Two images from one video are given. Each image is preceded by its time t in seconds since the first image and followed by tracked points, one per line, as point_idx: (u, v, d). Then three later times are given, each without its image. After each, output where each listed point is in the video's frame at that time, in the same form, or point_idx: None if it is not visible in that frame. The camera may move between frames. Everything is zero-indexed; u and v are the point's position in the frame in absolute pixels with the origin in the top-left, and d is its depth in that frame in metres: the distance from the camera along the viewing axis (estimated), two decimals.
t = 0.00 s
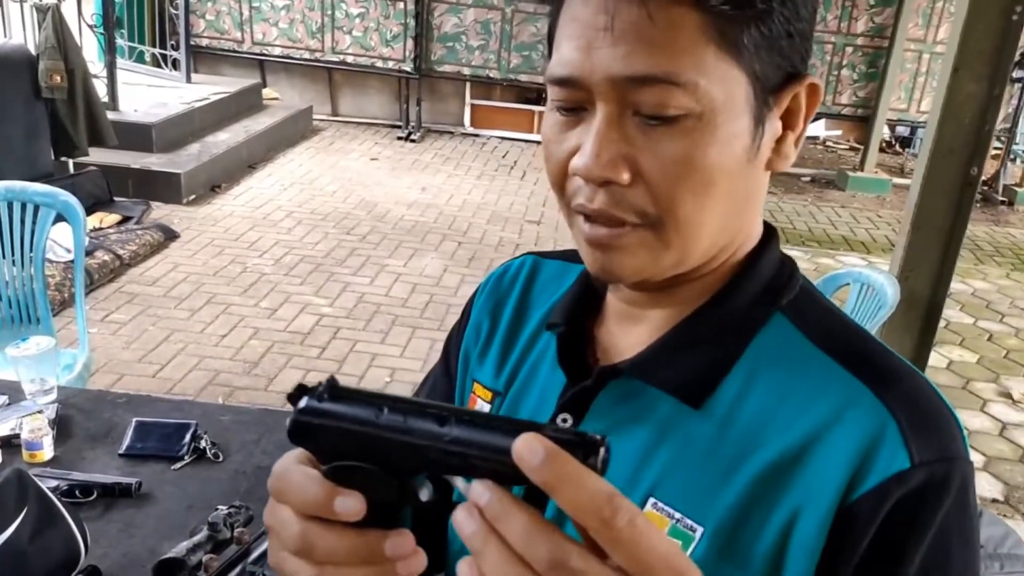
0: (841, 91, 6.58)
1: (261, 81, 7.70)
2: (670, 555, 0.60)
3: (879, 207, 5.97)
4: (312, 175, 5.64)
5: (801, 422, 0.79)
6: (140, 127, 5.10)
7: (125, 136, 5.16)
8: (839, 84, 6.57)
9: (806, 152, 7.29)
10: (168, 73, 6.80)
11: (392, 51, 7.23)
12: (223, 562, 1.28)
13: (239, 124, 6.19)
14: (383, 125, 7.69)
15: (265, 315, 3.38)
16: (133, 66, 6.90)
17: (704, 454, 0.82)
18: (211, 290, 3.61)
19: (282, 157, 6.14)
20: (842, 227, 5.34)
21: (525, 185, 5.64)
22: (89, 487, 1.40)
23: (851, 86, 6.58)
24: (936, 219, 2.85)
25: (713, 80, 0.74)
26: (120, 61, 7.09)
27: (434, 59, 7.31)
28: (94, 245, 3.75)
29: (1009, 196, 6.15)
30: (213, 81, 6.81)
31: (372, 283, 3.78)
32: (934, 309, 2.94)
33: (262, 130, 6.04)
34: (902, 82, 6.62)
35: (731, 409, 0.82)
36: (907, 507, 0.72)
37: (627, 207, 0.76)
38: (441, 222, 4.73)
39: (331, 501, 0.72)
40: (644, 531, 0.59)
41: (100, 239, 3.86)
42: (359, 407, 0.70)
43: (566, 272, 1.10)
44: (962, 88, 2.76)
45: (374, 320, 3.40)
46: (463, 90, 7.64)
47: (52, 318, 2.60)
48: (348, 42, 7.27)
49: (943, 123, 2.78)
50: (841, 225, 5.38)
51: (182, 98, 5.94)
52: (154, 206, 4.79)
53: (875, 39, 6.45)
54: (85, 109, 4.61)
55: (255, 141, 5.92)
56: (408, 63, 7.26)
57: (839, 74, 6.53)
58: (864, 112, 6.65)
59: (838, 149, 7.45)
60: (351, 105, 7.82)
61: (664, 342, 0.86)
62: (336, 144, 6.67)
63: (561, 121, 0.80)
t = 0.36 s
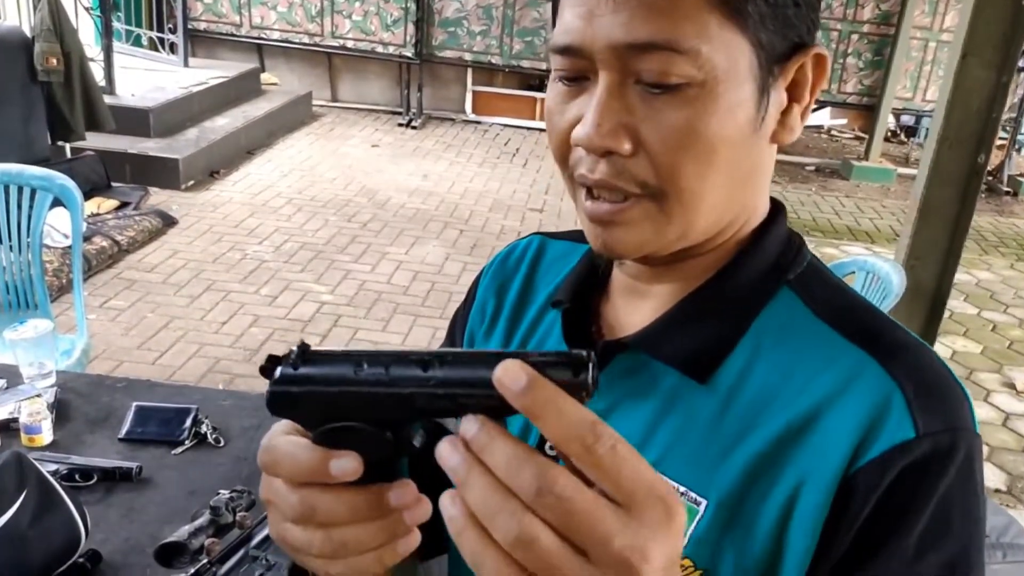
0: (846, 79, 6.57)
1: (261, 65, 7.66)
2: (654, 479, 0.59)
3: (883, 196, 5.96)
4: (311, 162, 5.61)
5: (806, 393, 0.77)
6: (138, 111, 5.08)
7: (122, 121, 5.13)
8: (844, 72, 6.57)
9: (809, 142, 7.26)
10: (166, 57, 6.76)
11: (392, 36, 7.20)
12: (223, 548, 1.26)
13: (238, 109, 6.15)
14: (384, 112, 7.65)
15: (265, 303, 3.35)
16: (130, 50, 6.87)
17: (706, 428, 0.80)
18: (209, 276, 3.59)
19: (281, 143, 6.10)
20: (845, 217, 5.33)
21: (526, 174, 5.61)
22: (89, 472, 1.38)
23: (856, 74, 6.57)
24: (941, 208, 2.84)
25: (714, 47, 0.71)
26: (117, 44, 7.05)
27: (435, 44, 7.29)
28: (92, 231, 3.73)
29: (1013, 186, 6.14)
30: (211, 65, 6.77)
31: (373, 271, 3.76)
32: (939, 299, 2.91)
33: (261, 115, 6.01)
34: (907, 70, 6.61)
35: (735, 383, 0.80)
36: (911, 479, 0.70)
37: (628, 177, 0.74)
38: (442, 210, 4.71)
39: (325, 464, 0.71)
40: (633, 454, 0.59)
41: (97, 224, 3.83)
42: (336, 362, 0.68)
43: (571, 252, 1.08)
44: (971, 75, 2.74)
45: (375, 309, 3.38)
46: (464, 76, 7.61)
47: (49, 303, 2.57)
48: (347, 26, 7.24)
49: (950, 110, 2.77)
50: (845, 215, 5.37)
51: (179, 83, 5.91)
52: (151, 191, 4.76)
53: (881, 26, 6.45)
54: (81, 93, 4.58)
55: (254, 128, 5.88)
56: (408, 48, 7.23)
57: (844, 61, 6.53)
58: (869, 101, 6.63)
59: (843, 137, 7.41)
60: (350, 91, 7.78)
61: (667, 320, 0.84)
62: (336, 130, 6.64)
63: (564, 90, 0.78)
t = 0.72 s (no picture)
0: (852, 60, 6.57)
1: (262, 41, 7.62)
2: (606, 521, 0.59)
3: (885, 178, 5.95)
4: (311, 140, 5.58)
5: (825, 374, 0.76)
6: (137, 87, 5.06)
7: (122, 97, 5.11)
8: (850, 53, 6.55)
9: (812, 122, 7.23)
10: (165, 32, 6.73)
11: (393, 13, 7.16)
12: (224, 524, 1.25)
13: (238, 86, 6.13)
14: (385, 89, 7.62)
15: (265, 281, 3.34)
16: (129, 25, 6.84)
17: (724, 407, 0.79)
18: (209, 254, 3.58)
19: (281, 121, 6.08)
20: (848, 199, 5.32)
21: (527, 154, 5.59)
22: (89, 446, 1.37)
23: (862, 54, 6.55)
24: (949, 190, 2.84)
25: (727, 21, 0.70)
26: (116, 18, 7.01)
27: (437, 22, 7.26)
28: (91, 207, 3.71)
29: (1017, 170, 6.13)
30: (211, 41, 6.74)
31: (374, 250, 3.75)
32: (945, 283, 2.92)
33: (261, 93, 5.99)
34: (914, 51, 6.58)
35: (754, 361, 0.79)
36: (932, 462, 0.69)
37: (639, 153, 0.73)
38: (443, 189, 4.69)
39: (345, 484, 0.70)
40: (582, 499, 0.59)
41: (97, 201, 3.82)
42: (352, 388, 0.66)
43: (578, 227, 1.06)
44: (981, 54, 2.71)
45: (376, 288, 3.37)
46: (466, 53, 7.57)
47: (49, 279, 2.57)
48: (348, 2, 7.19)
49: (957, 93, 2.75)
50: (848, 197, 5.36)
51: (178, 59, 5.88)
52: (151, 168, 4.75)
53: (888, 6, 6.39)
54: (80, 68, 4.55)
55: (253, 105, 5.86)
56: (409, 25, 7.19)
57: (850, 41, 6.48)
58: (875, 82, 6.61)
59: (846, 119, 7.38)
60: (350, 68, 7.75)
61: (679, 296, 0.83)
62: (336, 108, 6.61)
63: (575, 64, 0.77)
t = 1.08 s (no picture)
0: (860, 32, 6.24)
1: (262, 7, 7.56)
2: None
3: (890, 152, 5.92)
4: (312, 108, 5.55)
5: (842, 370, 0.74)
6: (136, 52, 5.02)
7: (122, 62, 5.08)
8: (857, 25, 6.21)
9: (817, 95, 7.18)
10: None
11: None
12: (225, 491, 1.25)
13: (238, 52, 6.08)
14: (387, 57, 7.55)
15: (266, 249, 3.33)
16: None
17: (745, 397, 0.77)
18: (210, 221, 3.56)
19: (282, 88, 6.04)
20: (853, 173, 5.31)
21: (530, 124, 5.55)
22: (89, 412, 1.37)
23: (870, 26, 6.23)
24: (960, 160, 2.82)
25: (551, 74, 0.67)
26: None
27: None
28: (91, 172, 3.69)
29: None
30: (211, 6, 6.68)
31: (375, 219, 3.73)
32: (952, 256, 2.93)
33: (261, 59, 5.94)
34: (923, 24, 6.29)
35: (770, 352, 0.77)
36: (965, 462, 0.65)
37: (543, 195, 0.74)
38: (445, 159, 4.67)
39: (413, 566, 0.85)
40: None
41: (97, 166, 3.80)
42: (450, 505, 0.80)
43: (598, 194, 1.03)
44: (993, 25, 2.66)
45: (377, 257, 3.35)
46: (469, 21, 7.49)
47: (49, 245, 2.56)
48: None
49: (968, 64, 2.71)
50: (853, 171, 5.34)
51: (178, 25, 5.83)
52: (151, 133, 4.73)
53: None
54: (80, 33, 4.51)
55: (254, 72, 5.82)
56: None
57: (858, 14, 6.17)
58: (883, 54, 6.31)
59: (853, 92, 7.32)
60: (351, 34, 7.70)
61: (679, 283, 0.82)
62: (338, 76, 6.56)
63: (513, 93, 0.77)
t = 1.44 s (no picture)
0: None
1: None
2: None
3: (903, 114, 5.85)
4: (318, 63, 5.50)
5: (852, 345, 0.69)
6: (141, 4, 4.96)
7: (127, 15, 5.02)
8: None
9: (830, 55, 7.09)
10: None
11: None
12: (232, 446, 1.23)
13: (243, 6, 6.02)
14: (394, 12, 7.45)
15: (272, 205, 3.30)
16: None
17: (748, 373, 0.73)
18: (216, 176, 3.53)
19: (288, 43, 5.98)
20: (864, 134, 5.26)
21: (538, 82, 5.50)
22: (92, 365, 1.35)
23: None
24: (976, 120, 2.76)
25: (523, 52, 0.59)
26: None
27: None
28: (95, 126, 3.66)
29: None
30: None
31: (382, 175, 3.70)
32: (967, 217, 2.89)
33: (267, 14, 5.88)
34: None
35: (772, 328, 0.72)
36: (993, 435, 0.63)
37: (525, 173, 0.68)
38: (453, 115, 4.63)
39: None
40: None
41: (101, 120, 3.76)
42: (462, 515, 0.81)
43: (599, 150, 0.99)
44: None
45: (384, 214, 3.32)
46: None
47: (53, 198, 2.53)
48: None
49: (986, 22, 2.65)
50: (864, 132, 5.28)
51: None
52: (156, 87, 4.69)
53: None
54: None
55: (260, 27, 5.76)
56: None
57: None
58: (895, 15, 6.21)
59: (865, 53, 7.23)
60: None
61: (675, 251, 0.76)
62: (345, 31, 6.50)
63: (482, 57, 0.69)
